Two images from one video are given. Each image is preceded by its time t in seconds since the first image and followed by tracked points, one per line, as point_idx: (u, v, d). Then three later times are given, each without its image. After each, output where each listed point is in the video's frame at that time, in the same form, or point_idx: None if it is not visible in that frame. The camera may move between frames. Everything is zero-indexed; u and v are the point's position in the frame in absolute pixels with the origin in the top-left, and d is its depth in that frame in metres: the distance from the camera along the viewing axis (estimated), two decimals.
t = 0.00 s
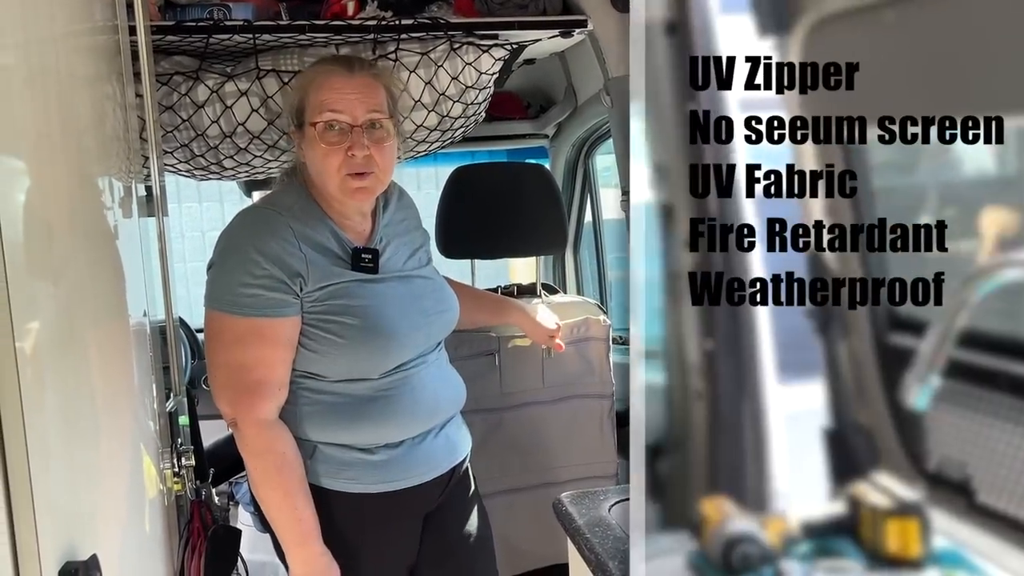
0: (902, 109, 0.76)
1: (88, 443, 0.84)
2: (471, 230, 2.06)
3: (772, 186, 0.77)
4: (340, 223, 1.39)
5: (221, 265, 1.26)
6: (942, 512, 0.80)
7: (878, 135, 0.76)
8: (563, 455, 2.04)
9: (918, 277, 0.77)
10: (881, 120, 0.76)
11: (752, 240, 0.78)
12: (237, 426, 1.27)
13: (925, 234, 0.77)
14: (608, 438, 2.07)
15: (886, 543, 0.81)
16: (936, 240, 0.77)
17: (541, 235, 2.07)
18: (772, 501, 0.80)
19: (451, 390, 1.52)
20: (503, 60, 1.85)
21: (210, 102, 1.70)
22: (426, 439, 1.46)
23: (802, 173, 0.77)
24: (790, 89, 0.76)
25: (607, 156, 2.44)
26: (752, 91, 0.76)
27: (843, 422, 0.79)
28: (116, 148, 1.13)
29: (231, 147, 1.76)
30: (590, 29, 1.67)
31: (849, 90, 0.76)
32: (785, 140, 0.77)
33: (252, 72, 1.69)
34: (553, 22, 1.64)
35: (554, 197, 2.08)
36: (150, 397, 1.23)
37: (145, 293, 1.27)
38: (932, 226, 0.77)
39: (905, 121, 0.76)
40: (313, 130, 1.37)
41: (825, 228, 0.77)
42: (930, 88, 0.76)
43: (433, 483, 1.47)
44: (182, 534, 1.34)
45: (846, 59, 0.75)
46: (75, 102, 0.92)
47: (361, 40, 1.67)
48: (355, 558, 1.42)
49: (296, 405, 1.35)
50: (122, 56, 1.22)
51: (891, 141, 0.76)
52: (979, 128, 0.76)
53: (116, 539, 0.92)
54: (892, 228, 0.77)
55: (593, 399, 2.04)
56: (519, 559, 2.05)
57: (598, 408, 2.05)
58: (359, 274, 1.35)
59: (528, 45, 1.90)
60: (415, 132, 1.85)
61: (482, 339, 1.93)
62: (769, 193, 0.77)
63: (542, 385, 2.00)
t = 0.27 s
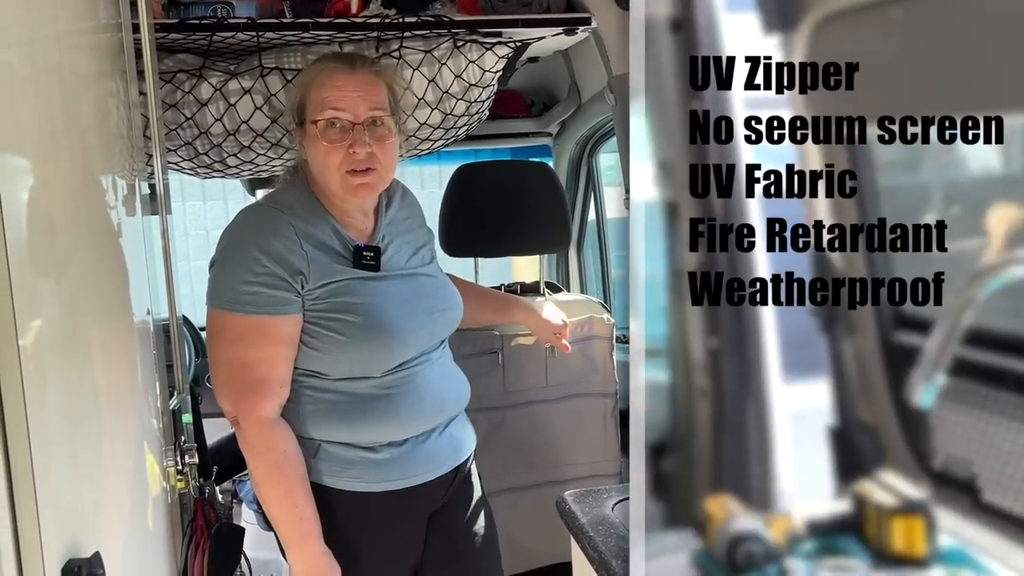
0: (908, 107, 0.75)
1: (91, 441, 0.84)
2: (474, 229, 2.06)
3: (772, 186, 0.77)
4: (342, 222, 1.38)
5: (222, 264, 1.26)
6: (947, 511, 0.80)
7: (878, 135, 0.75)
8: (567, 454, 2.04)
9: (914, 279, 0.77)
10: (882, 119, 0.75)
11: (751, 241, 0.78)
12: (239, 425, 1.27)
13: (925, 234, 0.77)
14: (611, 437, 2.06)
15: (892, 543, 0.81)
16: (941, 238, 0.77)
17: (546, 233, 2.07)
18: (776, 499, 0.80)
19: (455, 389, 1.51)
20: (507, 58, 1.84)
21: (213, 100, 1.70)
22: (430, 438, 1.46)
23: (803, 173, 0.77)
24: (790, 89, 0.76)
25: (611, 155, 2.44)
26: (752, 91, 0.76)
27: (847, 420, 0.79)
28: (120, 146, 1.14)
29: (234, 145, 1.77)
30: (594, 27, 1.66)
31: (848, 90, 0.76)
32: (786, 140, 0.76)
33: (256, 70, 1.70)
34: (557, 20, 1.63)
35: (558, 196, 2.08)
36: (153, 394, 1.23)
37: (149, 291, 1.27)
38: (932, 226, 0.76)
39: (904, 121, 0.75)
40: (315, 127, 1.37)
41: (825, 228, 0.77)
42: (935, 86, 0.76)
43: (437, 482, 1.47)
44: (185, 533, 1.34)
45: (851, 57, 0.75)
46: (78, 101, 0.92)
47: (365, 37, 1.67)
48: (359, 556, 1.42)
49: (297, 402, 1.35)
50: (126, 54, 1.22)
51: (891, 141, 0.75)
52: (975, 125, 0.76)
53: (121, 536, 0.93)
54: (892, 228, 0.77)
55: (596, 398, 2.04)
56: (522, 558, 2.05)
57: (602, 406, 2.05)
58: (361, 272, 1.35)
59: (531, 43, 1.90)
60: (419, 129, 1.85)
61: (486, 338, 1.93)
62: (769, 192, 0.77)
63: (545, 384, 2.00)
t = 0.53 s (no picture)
0: (912, 106, 0.75)
1: (95, 440, 0.84)
2: (478, 228, 2.05)
3: (772, 186, 0.77)
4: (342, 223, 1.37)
5: (226, 267, 1.26)
6: (952, 511, 0.80)
7: (878, 135, 0.75)
8: (570, 453, 2.04)
9: (915, 279, 0.77)
10: (881, 119, 0.75)
11: (752, 240, 0.77)
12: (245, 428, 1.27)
13: (925, 234, 0.77)
14: (614, 437, 2.06)
15: (896, 543, 0.80)
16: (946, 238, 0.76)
17: (551, 232, 2.07)
18: (781, 499, 0.80)
19: (461, 388, 1.52)
20: (510, 57, 1.84)
21: (217, 99, 1.70)
22: (435, 439, 1.47)
23: (803, 173, 0.76)
24: (790, 89, 0.75)
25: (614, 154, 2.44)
26: (752, 90, 0.76)
27: (852, 420, 0.78)
28: (123, 146, 1.14)
29: (238, 144, 1.76)
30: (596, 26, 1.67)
31: (848, 90, 0.75)
32: (786, 140, 0.76)
33: (259, 69, 1.70)
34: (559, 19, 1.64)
35: (562, 194, 2.09)
36: (157, 393, 1.23)
37: (152, 290, 1.27)
38: (932, 226, 0.76)
39: (904, 121, 0.75)
40: (364, 134, 1.35)
41: (825, 228, 0.77)
42: (940, 85, 0.75)
43: (443, 482, 1.47)
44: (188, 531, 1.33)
45: (857, 56, 0.75)
46: (82, 101, 0.93)
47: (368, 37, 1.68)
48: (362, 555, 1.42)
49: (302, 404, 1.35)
50: (129, 54, 1.22)
51: (891, 141, 0.75)
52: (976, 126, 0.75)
53: (124, 534, 0.93)
54: (892, 228, 0.77)
55: (600, 397, 2.04)
56: (525, 558, 2.05)
57: (605, 406, 2.05)
58: (366, 272, 1.35)
59: (534, 43, 1.90)
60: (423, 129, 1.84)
61: (489, 337, 1.93)
62: (769, 192, 0.77)
63: (548, 383, 2.00)
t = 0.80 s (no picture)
0: (918, 102, 0.75)
1: (98, 435, 0.84)
2: (481, 224, 2.05)
3: (772, 186, 0.76)
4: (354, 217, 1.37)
5: (243, 266, 1.25)
6: (958, 506, 0.80)
7: (878, 135, 0.74)
8: (573, 450, 2.03)
9: (916, 279, 0.76)
10: (882, 119, 0.75)
11: (752, 241, 0.77)
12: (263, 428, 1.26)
13: (925, 234, 0.76)
14: (617, 433, 2.06)
15: (902, 538, 0.80)
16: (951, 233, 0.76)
17: (554, 228, 2.07)
18: (785, 494, 0.80)
19: (467, 383, 1.52)
20: (515, 53, 1.84)
21: (221, 94, 1.70)
22: (442, 434, 1.47)
23: (802, 173, 0.76)
24: (790, 89, 0.75)
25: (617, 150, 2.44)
26: (752, 91, 0.75)
27: (857, 416, 0.78)
28: (127, 142, 1.13)
29: (241, 139, 1.76)
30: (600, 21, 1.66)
31: (849, 90, 0.75)
32: (786, 140, 0.76)
33: (263, 64, 1.69)
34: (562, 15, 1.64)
35: (565, 189, 2.08)
36: (160, 390, 1.23)
37: (155, 286, 1.26)
38: (933, 226, 0.76)
39: (904, 121, 0.74)
40: (413, 149, 1.36)
41: (825, 228, 0.77)
42: (945, 81, 0.75)
43: (449, 477, 1.47)
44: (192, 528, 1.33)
45: (863, 49, 0.74)
46: (85, 95, 0.93)
47: (371, 32, 1.68)
48: (367, 551, 1.43)
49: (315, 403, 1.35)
50: (133, 49, 1.22)
51: (891, 141, 0.74)
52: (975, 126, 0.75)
53: (127, 528, 0.93)
54: (892, 229, 0.76)
55: (603, 393, 2.04)
56: (528, 554, 2.05)
57: (608, 402, 2.04)
58: (381, 269, 1.35)
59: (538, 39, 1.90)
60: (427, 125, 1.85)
61: (492, 333, 1.94)
62: (769, 193, 0.76)
63: (551, 380, 2.00)
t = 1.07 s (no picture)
0: (930, 99, 0.75)
1: (109, 432, 0.84)
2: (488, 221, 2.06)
3: (772, 186, 0.76)
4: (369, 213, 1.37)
5: (270, 266, 1.24)
6: (971, 504, 0.80)
7: (878, 135, 0.75)
8: (579, 447, 2.03)
9: (915, 280, 0.76)
10: (881, 119, 0.75)
11: (752, 241, 0.77)
12: (292, 428, 1.25)
13: (925, 234, 0.76)
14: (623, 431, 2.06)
15: (916, 536, 0.80)
16: (963, 231, 0.76)
17: (562, 224, 2.07)
18: (796, 491, 0.80)
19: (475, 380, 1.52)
20: (522, 50, 1.83)
21: (229, 92, 1.70)
22: (454, 429, 1.47)
23: (802, 173, 0.76)
24: (790, 89, 0.75)
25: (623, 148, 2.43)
26: (752, 91, 0.75)
27: (867, 413, 0.78)
28: (137, 139, 1.13)
29: (249, 137, 1.76)
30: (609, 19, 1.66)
31: (848, 90, 0.75)
32: (786, 140, 0.76)
33: (271, 62, 1.69)
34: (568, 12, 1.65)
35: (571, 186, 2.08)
36: (170, 387, 1.23)
37: (165, 283, 1.27)
38: (933, 226, 0.76)
39: (904, 120, 0.75)
40: (419, 138, 1.35)
41: (825, 228, 0.76)
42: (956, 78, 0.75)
43: (460, 472, 1.48)
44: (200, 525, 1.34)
45: (876, 47, 0.74)
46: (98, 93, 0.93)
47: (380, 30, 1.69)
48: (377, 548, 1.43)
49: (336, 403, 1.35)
50: (143, 46, 1.22)
51: (891, 141, 0.75)
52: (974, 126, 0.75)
53: (138, 525, 0.93)
54: (892, 228, 0.76)
55: (609, 391, 2.04)
56: (534, 552, 2.05)
57: (614, 400, 2.04)
58: (400, 267, 1.35)
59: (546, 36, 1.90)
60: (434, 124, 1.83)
61: (499, 331, 1.95)
62: (769, 193, 0.76)
63: (558, 378, 2.00)
